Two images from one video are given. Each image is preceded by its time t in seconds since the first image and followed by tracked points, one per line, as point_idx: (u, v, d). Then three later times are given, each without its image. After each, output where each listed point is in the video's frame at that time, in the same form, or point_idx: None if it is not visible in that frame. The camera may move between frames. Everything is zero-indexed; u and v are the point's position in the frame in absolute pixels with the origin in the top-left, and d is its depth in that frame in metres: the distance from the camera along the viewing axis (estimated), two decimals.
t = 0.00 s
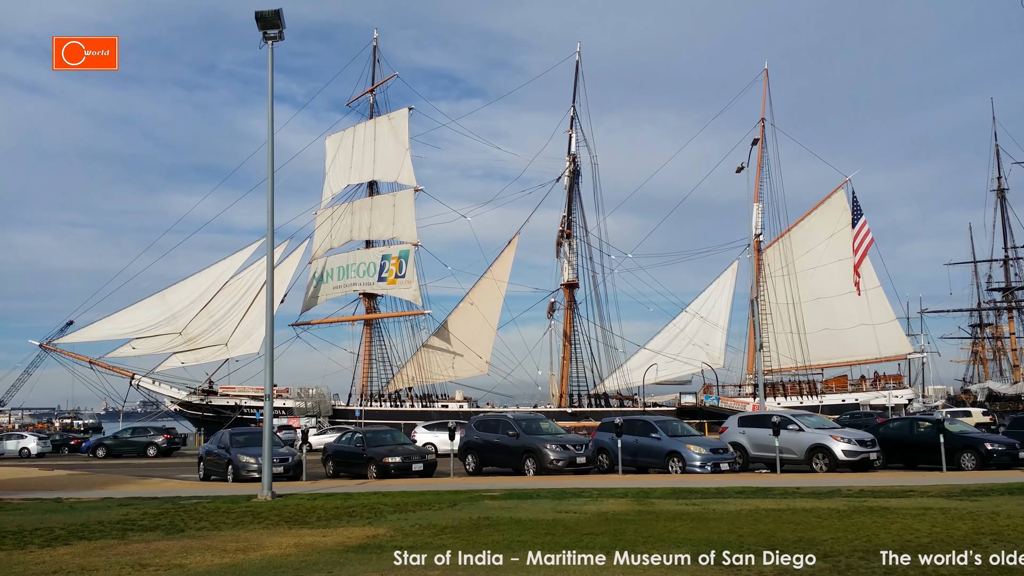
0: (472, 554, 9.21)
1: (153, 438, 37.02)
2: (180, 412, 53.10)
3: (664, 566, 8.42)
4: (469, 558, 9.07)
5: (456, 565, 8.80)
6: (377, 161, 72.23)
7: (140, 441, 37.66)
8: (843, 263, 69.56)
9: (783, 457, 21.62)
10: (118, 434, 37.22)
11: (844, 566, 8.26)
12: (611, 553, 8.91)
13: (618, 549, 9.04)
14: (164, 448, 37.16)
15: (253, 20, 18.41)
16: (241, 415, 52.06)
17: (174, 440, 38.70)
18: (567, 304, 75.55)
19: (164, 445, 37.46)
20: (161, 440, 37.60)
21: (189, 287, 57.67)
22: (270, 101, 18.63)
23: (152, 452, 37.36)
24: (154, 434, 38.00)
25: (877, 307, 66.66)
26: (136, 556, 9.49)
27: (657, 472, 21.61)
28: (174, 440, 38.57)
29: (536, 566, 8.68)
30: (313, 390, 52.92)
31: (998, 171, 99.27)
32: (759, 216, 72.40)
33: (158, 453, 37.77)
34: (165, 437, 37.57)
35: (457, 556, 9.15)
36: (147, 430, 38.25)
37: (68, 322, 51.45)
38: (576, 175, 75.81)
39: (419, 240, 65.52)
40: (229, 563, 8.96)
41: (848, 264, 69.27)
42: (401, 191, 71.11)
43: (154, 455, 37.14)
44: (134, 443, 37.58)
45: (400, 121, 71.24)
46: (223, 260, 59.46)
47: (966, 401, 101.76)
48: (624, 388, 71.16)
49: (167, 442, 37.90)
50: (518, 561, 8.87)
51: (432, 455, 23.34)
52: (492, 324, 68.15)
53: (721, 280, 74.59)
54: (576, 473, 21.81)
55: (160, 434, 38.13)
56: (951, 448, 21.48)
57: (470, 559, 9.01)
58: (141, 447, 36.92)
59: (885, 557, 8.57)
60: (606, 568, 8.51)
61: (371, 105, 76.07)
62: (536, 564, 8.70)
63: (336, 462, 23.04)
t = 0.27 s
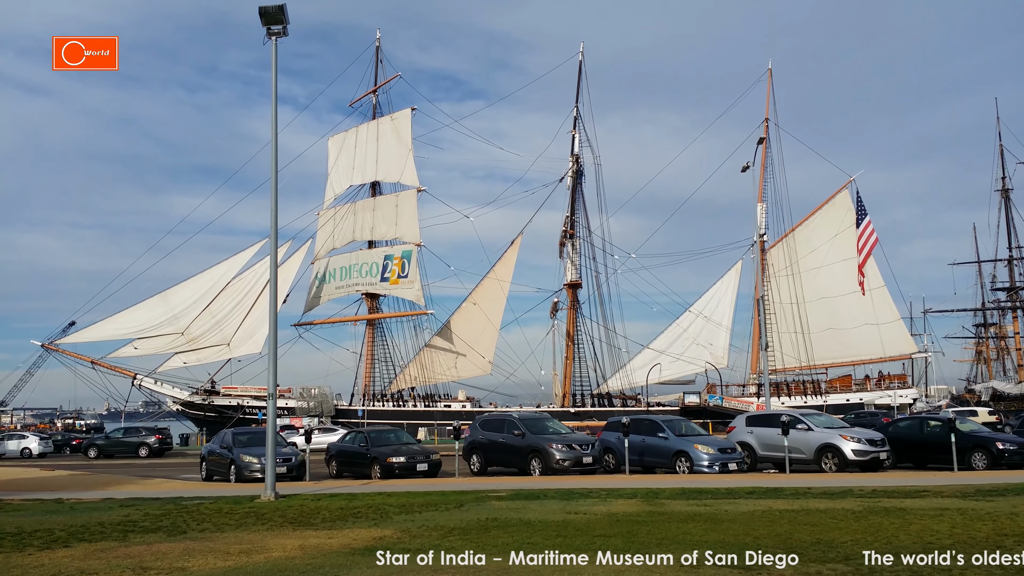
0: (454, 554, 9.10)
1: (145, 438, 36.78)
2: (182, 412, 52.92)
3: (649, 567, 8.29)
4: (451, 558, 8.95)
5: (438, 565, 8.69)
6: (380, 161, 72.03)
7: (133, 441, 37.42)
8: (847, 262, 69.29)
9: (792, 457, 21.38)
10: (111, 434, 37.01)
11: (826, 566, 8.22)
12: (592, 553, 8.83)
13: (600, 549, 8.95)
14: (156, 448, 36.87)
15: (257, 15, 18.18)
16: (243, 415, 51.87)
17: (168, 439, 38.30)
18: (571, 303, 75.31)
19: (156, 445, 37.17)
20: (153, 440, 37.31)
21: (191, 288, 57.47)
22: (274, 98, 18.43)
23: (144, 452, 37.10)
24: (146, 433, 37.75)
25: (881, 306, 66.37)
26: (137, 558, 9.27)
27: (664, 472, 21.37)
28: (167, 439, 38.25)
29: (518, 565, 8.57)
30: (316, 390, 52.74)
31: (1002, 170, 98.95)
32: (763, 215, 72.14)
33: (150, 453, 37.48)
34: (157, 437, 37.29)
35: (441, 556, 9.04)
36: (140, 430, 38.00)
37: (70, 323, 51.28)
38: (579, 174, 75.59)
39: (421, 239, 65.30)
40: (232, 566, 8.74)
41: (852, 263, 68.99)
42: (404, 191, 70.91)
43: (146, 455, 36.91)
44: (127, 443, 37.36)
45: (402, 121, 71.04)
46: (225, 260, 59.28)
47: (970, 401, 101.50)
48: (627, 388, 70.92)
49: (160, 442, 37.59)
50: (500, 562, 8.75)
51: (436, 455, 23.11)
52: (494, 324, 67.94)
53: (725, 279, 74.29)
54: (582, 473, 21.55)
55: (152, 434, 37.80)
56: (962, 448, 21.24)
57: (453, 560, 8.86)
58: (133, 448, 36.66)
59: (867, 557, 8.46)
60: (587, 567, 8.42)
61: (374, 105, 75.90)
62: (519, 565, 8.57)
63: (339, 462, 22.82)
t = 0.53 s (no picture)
0: (436, 554, 9.02)
1: (133, 437, 36.45)
2: (179, 411, 52.59)
3: (629, 568, 8.30)
4: (433, 558, 8.87)
5: (420, 565, 8.63)
6: (378, 159, 71.75)
7: (120, 440, 37.01)
8: (847, 261, 69.13)
9: (796, 457, 21.16)
10: (99, 434, 36.52)
11: (811, 567, 8.16)
12: (575, 553, 8.76)
13: (581, 550, 8.88)
14: (144, 447, 36.58)
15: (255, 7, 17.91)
16: (240, 414, 51.60)
17: (157, 438, 37.89)
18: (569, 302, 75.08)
19: (144, 444, 36.84)
20: (141, 439, 36.97)
21: (189, 286, 57.17)
22: (272, 92, 18.16)
23: (132, 451, 36.81)
24: (133, 432, 37.36)
25: (881, 306, 66.21)
26: (133, 561, 9.02)
27: (667, 472, 21.14)
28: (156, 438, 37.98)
29: (499, 566, 8.47)
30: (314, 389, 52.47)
31: (1001, 169, 98.93)
32: (762, 214, 71.99)
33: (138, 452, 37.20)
34: (145, 436, 36.96)
35: (422, 556, 8.97)
36: (127, 429, 37.58)
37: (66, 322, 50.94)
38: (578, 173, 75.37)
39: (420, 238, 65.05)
40: (230, 569, 8.49)
41: (852, 262, 68.83)
42: (402, 189, 70.63)
43: (135, 455, 36.62)
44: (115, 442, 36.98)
45: (401, 119, 70.77)
46: (223, 259, 59.01)
47: (969, 400, 101.49)
48: (626, 387, 70.68)
49: (148, 441, 37.27)
50: (482, 562, 8.65)
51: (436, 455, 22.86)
52: (493, 323, 67.70)
53: (724, 278, 74.11)
54: (584, 473, 21.30)
55: (140, 432, 37.42)
56: (967, 447, 21.02)
57: (435, 560, 8.79)
58: (121, 447, 36.33)
59: (848, 556, 8.40)
60: (567, 568, 8.36)
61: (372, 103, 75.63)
62: (500, 565, 8.46)
63: (338, 462, 22.57)
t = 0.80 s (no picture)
0: (419, 554, 9.18)
1: (129, 438, 36.54)
2: (184, 412, 52.41)
3: (613, 567, 8.52)
4: (415, 558, 9.03)
5: (403, 565, 8.76)
6: (383, 159, 71.60)
7: (116, 440, 37.00)
8: (854, 263, 68.76)
9: (808, 460, 20.90)
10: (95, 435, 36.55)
11: (794, 567, 8.25)
12: (559, 553, 8.94)
13: (563, 549, 9.15)
14: (140, 449, 36.62)
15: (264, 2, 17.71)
16: (245, 416, 51.45)
17: (153, 440, 37.82)
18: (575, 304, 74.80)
19: (140, 446, 36.87)
20: (138, 441, 37.02)
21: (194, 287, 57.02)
22: (281, 88, 17.96)
23: (128, 453, 36.79)
24: (129, 434, 37.38)
25: (888, 307, 65.82)
26: (139, 566, 8.81)
27: (677, 475, 20.90)
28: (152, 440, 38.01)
29: (485, 566, 8.60)
30: (318, 390, 52.23)
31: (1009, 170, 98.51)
32: (769, 215, 71.71)
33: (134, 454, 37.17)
34: (141, 437, 36.99)
35: (405, 556, 9.12)
36: (123, 430, 37.58)
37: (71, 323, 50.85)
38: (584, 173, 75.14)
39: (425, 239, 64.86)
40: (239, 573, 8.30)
41: (859, 264, 68.48)
42: (407, 190, 70.46)
43: (130, 456, 36.58)
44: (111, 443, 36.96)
45: (407, 119, 70.62)
46: (228, 259, 58.91)
47: (976, 403, 100.97)
48: (632, 389, 70.37)
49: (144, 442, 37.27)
50: (467, 561, 8.80)
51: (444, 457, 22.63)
52: (498, 324, 67.48)
53: (730, 279, 73.83)
54: (593, 476, 21.03)
55: (136, 433, 37.45)
56: (983, 451, 20.74)
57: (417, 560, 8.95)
58: (116, 448, 36.39)
59: (831, 556, 8.53)
60: (554, 568, 8.52)
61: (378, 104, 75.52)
62: (481, 565, 8.65)
63: (345, 464, 22.35)
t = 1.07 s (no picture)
0: (401, 554, 9.41)
1: (120, 439, 36.14)
2: (184, 412, 52.17)
3: (595, 567, 8.86)
4: (398, 558, 9.24)
5: (386, 565, 8.98)
6: (383, 159, 71.37)
7: (108, 441, 36.63)
8: (856, 263, 68.54)
9: (816, 461, 20.69)
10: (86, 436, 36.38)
11: (776, 568, 8.47)
12: (540, 553, 9.32)
13: (546, 549, 9.48)
14: (132, 449, 36.24)
15: None
16: (245, 416, 51.21)
17: (144, 440, 37.33)
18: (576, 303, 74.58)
19: (132, 446, 36.48)
20: (129, 441, 36.64)
21: (193, 286, 56.76)
22: (282, 85, 17.74)
23: (119, 454, 36.43)
24: (121, 434, 37.00)
25: (890, 307, 65.59)
26: (139, 572, 8.60)
27: (683, 477, 20.66)
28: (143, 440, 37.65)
29: (467, 565, 8.94)
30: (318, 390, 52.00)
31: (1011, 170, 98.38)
32: (770, 215, 71.52)
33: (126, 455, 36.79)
34: (132, 438, 36.57)
35: (387, 556, 9.32)
36: (114, 431, 37.20)
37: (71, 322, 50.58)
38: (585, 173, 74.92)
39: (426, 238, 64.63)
40: None
41: (861, 263, 68.26)
42: (408, 189, 70.23)
43: (122, 457, 36.19)
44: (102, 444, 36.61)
45: (407, 118, 70.39)
46: (227, 259, 58.68)
47: (977, 403, 100.84)
48: (633, 389, 70.15)
49: (135, 443, 36.89)
50: (449, 561, 9.11)
51: (448, 459, 22.40)
52: (499, 324, 67.23)
53: (732, 279, 73.61)
54: (598, 478, 20.81)
55: (127, 434, 37.07)
56: (992, 452, 20.51)
57: (399, 560, 9.17)
58: (107, 449, 36.04)
59: (813, 555, 8.91)
60: (534, 568, 8.90)
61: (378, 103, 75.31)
62: (463, 564, 8.96)
63: (347, 465, 22.11)
